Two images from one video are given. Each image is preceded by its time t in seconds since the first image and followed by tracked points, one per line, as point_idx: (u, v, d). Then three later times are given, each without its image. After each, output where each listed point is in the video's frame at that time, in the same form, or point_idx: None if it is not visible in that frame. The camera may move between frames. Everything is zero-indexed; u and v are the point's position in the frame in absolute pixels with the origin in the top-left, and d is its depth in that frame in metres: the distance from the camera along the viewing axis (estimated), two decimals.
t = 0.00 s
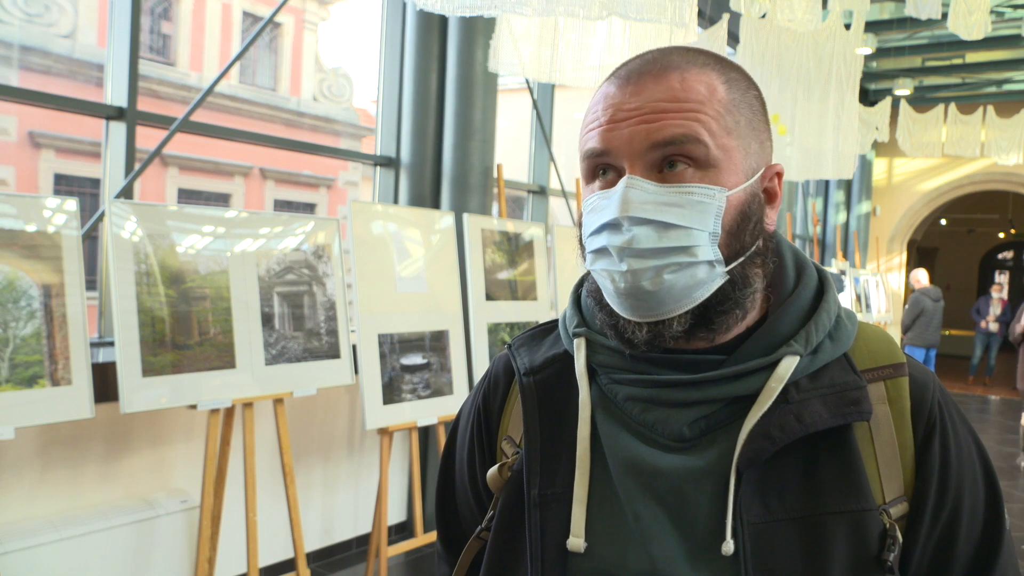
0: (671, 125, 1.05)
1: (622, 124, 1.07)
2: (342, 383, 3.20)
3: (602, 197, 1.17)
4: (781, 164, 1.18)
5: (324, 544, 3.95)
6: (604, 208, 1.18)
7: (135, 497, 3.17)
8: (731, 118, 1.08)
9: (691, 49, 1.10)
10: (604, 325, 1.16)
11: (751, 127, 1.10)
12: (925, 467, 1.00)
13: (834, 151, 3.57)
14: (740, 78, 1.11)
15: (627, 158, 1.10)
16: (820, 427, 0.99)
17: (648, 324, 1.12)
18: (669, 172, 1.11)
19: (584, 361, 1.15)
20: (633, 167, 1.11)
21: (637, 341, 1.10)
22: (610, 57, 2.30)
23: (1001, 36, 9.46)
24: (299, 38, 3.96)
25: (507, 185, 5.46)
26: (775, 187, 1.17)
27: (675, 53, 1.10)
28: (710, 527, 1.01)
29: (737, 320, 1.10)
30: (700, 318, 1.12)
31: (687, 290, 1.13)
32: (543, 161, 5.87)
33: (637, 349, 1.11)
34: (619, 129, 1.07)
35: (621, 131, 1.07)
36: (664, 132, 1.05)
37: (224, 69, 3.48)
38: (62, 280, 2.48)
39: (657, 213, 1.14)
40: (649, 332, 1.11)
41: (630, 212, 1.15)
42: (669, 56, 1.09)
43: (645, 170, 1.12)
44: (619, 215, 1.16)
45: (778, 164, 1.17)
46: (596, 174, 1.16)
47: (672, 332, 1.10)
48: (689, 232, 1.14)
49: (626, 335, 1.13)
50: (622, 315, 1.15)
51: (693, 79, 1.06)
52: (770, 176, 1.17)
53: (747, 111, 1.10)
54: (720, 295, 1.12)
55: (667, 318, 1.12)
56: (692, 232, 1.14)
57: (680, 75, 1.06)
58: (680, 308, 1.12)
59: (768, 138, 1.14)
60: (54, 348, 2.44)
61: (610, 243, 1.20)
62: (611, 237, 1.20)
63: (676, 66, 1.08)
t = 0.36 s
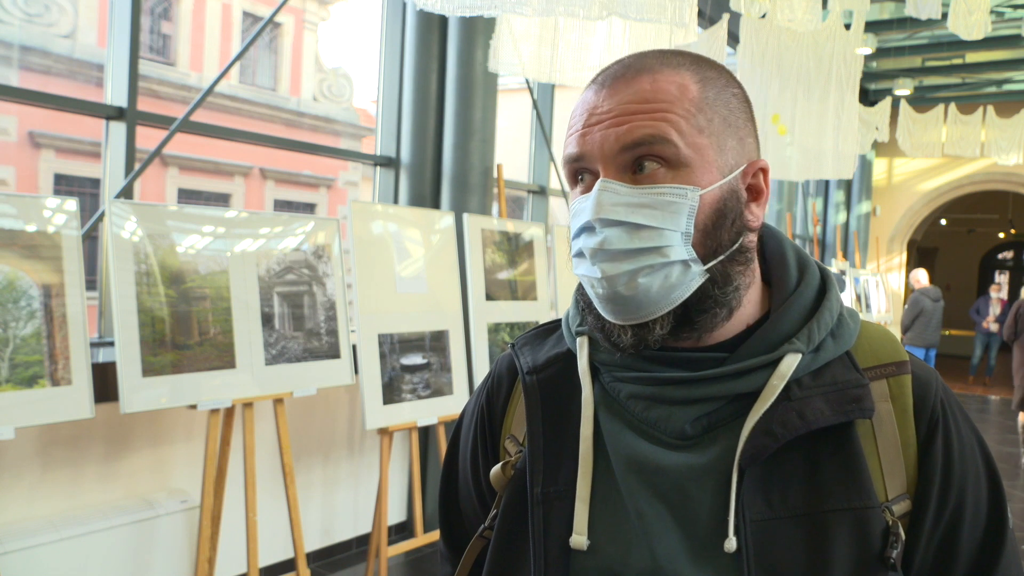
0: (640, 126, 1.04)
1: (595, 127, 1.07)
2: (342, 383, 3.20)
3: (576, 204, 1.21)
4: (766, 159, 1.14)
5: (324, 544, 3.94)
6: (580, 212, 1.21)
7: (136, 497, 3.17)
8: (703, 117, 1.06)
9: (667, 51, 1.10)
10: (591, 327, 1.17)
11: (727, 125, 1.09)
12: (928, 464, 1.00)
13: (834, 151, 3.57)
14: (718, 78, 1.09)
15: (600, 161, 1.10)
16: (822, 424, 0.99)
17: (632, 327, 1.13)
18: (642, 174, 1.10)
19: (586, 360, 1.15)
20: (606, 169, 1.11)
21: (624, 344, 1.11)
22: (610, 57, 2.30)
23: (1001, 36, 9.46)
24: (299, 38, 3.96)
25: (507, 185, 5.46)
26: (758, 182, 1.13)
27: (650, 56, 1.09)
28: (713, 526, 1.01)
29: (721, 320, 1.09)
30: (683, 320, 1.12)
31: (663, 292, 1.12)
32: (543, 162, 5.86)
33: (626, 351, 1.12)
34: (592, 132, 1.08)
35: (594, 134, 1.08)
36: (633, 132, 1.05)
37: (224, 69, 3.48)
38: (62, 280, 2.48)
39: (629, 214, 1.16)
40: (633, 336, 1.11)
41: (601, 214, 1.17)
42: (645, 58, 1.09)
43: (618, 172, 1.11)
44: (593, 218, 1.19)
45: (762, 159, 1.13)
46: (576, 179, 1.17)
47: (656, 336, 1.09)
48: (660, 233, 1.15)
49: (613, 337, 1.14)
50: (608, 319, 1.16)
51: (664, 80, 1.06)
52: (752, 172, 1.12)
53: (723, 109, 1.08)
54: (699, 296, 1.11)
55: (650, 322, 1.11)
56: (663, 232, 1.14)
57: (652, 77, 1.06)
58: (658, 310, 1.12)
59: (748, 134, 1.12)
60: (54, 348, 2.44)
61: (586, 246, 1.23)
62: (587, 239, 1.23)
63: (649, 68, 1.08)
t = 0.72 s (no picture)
0: (690, 118, 1.05)
1: (641, 113, 1.07)
2: (341, 382, 3.20)
3: (612, 185, 1.16)
4: (787, 170, 1.17)
5: (323, 544, 3.94)
6: (614, 197, 1.16)
7: (135, 497, 3.17)
8: (748, 118, 1.08)
9: (712, 47, 1.11)
10: (603, 317, 1.17)
11: (766, 131, 1.12)
12: (924, 462, 1.01)
13: (834, 151, 3.58)
14: (757, 81, 1.12)
15: (641, 148, 1.10)
16: (819, 422, 0.99)
17: (650, 321, 1.12)
18: (683, 168, 1.11)
19: (583, 360, 1.14)
20: (647, 158, 1.11)
21: (640, 337, 1.12)
22: (610, 57, 2.30)
23: (1001, 36, 9.46)
24: (299, 38, 3.96)
25: (507, 185, 5.46)
26: (781, 192, 1.17)
27: (696, 49, 1.10)
28: (711, 525, 1.01)
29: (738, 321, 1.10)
30: (702, 318, 1.13)
31: (694, 289, 1.12)
32: (543, 162, 5.87)
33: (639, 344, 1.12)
34: (638, 118, 1.07)
35: (639, 120, 1.07)
36: (683, 124, 1.06)
37: (224, 70, 3.48)
38: (61, 280, 2.48)
39: (668, 207, 1.13)
40: (650, 329, 1.12)
41: (641, 203, 1.13)
42: (691, 50, 1.10)
43: (658, 162, 1.11)
44: (630, 205, 1.14)
45: (785, 170, 1.17)
46: (607, 164, 1.15)
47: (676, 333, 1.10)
48: (698, 229, 1.13)
49: (628, 330, 1.14)
50: (623, 310, 1.15)
51: (714, 76, 1.07)
52: (776, 181, 1.16)
53: (763, 114, 1.11)
54: (723, 296, 1.12)
55: (672, 316, 1.11)
56: (700, 229, 1.13)
57: (701, 70, 1.07)
58: (684, 307, 1.11)
59: (777, 143, 1.15)
60: (54, 348, 2.44)
61: (618, 233, 1.18)
62: (618, 227, 1.18)
63: (697, 61, 1.08)
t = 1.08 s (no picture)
0: (704, 125, 1.05)
1: (653, 119, 1.07)
2: (342, 382, 3.20)
3: (625, 193, 1.15)
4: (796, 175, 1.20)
5: (323, 544, 3.94)
6: (627, 205, 1.16)
7: (135, 497, 3.17)
8: (760, 124, 1.09)
9: (722, 50, 1.11)
10: (613, 326, 1.15)
11: (778, 136, 1.13)
12: (929, 461, 1.01)
13: (834, 151, 3.57)
14: (766, 85, 1.12)
15: (654, 154, 1.10)
16: (828, 424, 0.99)
17: (663, 328, 1.12)
18: (697, 175, 1.11)
19: (590, 362, 1.14)
20: (660, 164, 1.11)
21: (651, 346, 1.10)
22: (610, 57, 2.30)
23: (1001, 36, 9.46)
24: (299, 38, 3.96)
25: (507, 185, 5.46)
26: (789, 197, 1.20)
27: (707, 53, 1.10)
28: (720, 527, 1.01)
29: (749, 329, 1.09)
30: (714, 326, 1.13)
31: (708, 298, 1.12)
32: (542, 161, 5.87)
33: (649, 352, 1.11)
34: (650, 124, 1.07)
35: (652, 126, 1.07)
36: (697, 131, 1.06)
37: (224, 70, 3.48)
38: (61, 280, 2.48)
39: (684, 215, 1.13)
40: (663, 337, 1.11)
41: (656, 211, 1.13)
42: (701, 54, 1.10)
43: (671, 168, 1.11)
44: (645, 214, 1.14)
45: (793, 174, 1.20)
46: (616, 169, 1.15)
47: (689, 341, 1.09)
48: (714, 237, 1.13)
49: (640, 337, 1.13)
50: (634, 318, 1.15)
51: (726, 81, 1.07)
52: (785, 186, 1.19)
53: (773, 119, 1.12)
54: (737, 303, 1.13)
55: (685, 325, 1.11)
56: (716, 237, 1.13)
57: (714, 76, 1.07)
58: (698, 315, 1.12)
59: (787, 146, 1.16)
60: (54, 348, 2.44)
61: (633, 242, 1.17)
62: (633, 235, 1.17)
63: (709, 66, 1.08)
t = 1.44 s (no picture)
0: (705, 126, 1.05)
1: (653, 121, 1.07)
2: (342, 382, 3.20)
3: (625, 195, 1.15)
4: (793, 175, 1.20)
5: (323, 544, 3.94)
6: (627, 207, 1.15)
7: (135, 497, 3.17)
8: (759, 126, 1.09)
9: (722, 53, 1.11)
10: (612, 328, 1.16)
11: (777, 138, 1.13)
12: (928, 461, 1.01)
13: (834, 150, 3.57)
14: (765, 88, 1.13)
15: (654, 156, 1.10)
16: (829, 426, 0.99)
17: (662, 330, 1.12)
18: (696, 176, 1.11)
19: (589, 365, 1.14)
20: (660, 165, 1.11)
21: (651, 348, 1.10)
22: (610, 58, 2.30)
23: (1001, 36, 9.46)
24: (299, 38, 3.96)
25: (507, 185, 5.46)
26: (787, 198, 1.20)
27: (706, 55, 1.11)
28: (722, 527, 1.01)
29: (748, 330, 1.09)
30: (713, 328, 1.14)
31: (707, 301, 1.13)
32: (542, 161, 5.87)
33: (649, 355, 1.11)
34: (650, 125, 1.07)
35: (652, 128, 1.07)
36: (698, 132, 1.06)
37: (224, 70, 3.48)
38: (61, 280, 2.48)
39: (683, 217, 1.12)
40: (663, 339, 1.11)
41: (657, 213, 1.13)
42: (701, 57, 1.10)
43: (671, 170, 1.11)
44: (645, 215, 1.14)
45: (790, 175, 1.19)
46: (615, 171, 1.15)
47: (689, 343, 1.09)
48: (714, 240, 1.13)
49: (639, 341, 1.13)
50: (632, 320, 1.15)
51: (727, 82, 1.07)
52: (783, 188, 1.19)
53: (772, 121, 1.12)
54: (736, 305, 1.13)
55: (684, 327, 1.11)
56: (716, 240, 1.13)
57: (714, 77, 1.07)
58: (697, 318, 1.12)
59: (786, 148, 1.16)
60: (54, 348, 2.44)
61: (633, 243, 1.17)
62: (634, 237, 1.17)
63: (708, 68, 1.09)
